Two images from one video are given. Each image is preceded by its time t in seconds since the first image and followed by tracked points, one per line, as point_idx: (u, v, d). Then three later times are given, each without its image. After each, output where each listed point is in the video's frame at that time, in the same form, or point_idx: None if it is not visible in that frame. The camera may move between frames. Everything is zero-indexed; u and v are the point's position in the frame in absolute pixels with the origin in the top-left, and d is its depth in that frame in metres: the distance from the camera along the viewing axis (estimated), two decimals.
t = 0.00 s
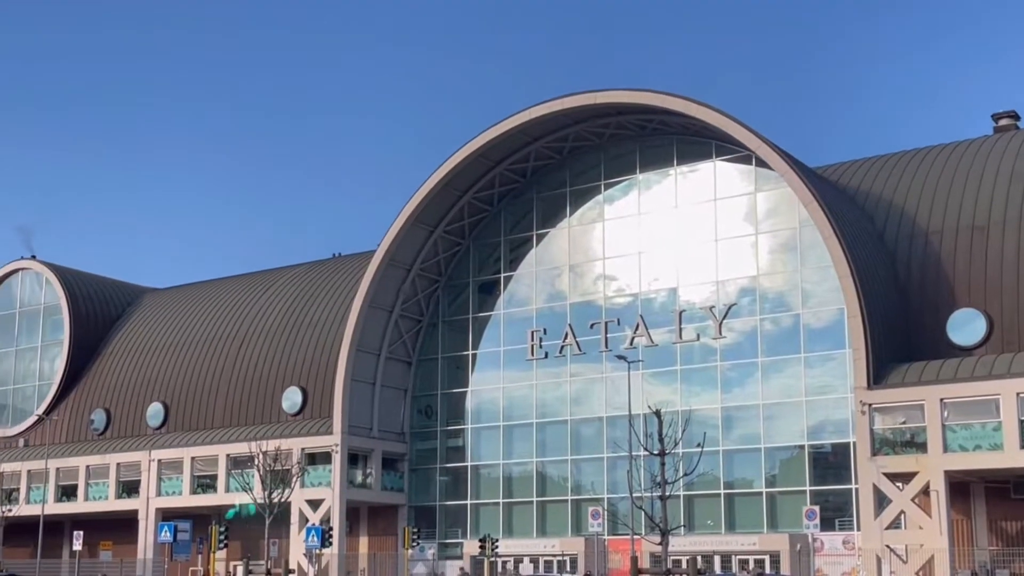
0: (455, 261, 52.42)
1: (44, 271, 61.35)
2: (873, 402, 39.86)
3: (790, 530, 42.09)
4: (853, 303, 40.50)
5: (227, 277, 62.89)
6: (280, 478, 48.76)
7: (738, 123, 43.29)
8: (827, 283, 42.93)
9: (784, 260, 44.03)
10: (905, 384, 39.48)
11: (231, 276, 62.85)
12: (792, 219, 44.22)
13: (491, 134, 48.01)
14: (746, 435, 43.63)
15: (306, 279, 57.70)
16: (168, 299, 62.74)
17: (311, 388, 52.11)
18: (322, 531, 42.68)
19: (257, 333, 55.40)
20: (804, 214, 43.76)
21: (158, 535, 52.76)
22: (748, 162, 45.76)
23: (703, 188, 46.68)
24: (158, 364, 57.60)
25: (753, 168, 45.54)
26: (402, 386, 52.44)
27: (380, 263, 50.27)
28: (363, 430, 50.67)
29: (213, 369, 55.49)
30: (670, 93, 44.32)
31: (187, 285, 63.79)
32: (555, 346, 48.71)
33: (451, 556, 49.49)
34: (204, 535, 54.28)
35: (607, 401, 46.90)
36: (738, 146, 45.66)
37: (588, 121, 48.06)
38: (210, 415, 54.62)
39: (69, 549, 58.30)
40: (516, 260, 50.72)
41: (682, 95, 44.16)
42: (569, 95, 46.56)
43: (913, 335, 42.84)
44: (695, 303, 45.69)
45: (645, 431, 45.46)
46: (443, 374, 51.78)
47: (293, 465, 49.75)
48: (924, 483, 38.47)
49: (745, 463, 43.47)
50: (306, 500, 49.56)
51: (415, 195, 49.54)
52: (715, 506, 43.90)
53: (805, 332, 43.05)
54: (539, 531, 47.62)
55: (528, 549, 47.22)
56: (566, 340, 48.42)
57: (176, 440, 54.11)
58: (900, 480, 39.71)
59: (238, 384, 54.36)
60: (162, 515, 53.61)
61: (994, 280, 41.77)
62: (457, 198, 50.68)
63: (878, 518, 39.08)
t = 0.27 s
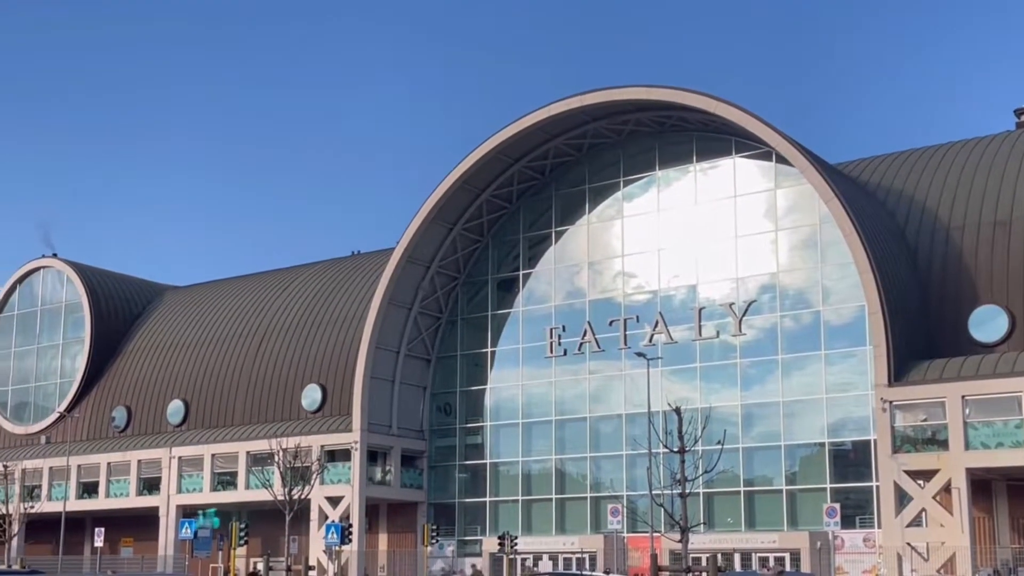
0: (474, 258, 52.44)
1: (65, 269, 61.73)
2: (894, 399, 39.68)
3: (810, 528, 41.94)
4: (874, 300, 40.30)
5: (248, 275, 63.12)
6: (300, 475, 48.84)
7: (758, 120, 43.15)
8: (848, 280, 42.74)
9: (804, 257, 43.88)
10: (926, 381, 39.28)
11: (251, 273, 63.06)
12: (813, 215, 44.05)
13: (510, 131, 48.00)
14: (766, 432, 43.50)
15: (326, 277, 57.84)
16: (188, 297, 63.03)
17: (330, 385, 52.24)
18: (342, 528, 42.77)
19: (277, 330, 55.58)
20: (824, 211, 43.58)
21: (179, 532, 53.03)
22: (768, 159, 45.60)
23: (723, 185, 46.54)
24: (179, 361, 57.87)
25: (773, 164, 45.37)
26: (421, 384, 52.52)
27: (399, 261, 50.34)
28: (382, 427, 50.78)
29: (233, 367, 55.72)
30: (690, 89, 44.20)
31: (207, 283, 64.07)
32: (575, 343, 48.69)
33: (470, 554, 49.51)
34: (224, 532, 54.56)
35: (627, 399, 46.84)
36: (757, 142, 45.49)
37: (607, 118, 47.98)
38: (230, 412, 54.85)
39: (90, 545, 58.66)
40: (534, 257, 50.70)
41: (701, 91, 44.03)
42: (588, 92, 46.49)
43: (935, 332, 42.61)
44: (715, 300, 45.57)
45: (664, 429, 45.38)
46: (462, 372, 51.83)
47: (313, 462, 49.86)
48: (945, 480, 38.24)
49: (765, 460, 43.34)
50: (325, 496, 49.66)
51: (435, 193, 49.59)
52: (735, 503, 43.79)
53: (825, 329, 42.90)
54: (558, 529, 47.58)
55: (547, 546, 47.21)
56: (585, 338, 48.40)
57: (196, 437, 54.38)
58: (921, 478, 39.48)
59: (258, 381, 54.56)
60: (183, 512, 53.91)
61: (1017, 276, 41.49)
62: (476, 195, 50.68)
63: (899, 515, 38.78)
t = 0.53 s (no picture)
0: (490, 256, 52.41)
1: (83, 268, 62.00)
2: (912, 397, 39.47)
3: (829, 526, 41.76)
4: (892, 297, 40.09)
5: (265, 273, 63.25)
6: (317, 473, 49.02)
7: (775, 117, 42.98)
8: (866, 277, 42.55)
9: (822, 254, 43.71)
10: (945, 379, 39.06)
11: (268, 271, 63.16)
12: (831, 213, 43.87)
13: (526, 129, 47.94)
14: (784, 431, 43.36)
15: (343, 275, 57.89)
16: (205, 295, 63.21)
17: (347, 383, 52.31)
18: (359, 526, 42.88)
19: (294, 328, 55.68)
20: (842, 208, 43.39)
21: (196, 529, 53.22)
22: (786, 156, 45.41)
23: (740, 182, 46.37)
24: (196, 359, 58.04)
25: (791, 162, 45.18)
26: (437, 381, 52.55)
27: (416, 259, 50.34)
28: (399, 425, 50.83)
29: (250, 364, 55.86)
30: (708, 86, 44.03)
31: (224, 281, 64.23)
32: (591, 341, 48.62)
33: (487, 551, 49.51)
34: (241, 530, 54.72)
35: (644, 397, 46.76)
36: (775, 139, 45.31)
37: (624, 115, 47.87)
38: (247, 410, 54.99)
39: (109, 542, 58.93)
40: (551, 255, 50.64)
41: (718, 88, 43.87)
42: (605, 89, 46.38)
43: (953, 329, 42.40)
44: (733, 298, 45.42)
45: (682, 427, 45.27)
46: (478, 370, 51.83)
47: (330, 460, 49.95)
48: (964, 478, 38.05)
49: (782, 458, 43.18)
50: (342, 494, 49.76)
51: (451, 190, 49.58)
52: (752, 501, 43.66)
53: (843, 327, 42.71)
54: (575, 527, 47.53)
55: (564, 544, 47.14)
56: (601, 336, 48.33)
57: (213, 435, 54.55)
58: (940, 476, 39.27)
59: (275, 379, 54.68)
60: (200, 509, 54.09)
61: None
62: (492, 193, 50.64)
63: (918, 514, 38.61)
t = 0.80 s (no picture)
0: (504, 254, 52.38)
1: (99, 266, 62.21)
2: (928, 396, 39.28)
3: (844, 525, 41.62)
4: (908, 295, 39.90)
5: (280, 271, 63.35)
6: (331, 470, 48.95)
7: (791, 114, 42.83)
8: (882, 275, 42.38)
9: (837, 252, 43.55)
10: (961, 378, 38.87)
11: (282, 269, 63.26)
12: (846, 210, 43.70)
13: (540, 127, 47.88)
14: (799, 429, 43.22)
15: (357, 273, 57.96)
16: (220, 293, 63.36)
17: (361, 381, 52.37)
18: (373, 523, 42.95)
19: (308, 326, 55.76)
20: (858, 206, 43.22)
21: (211, 527, 53.35)
22: (801, 153, 45.24)
23: (755, 180, 46.22)
24: (211, 357, 58.19)
25: (806, 159, 45.01)
26: (451, 379, 52.58)
27: (430, 257, 50.34)
28: (413, 423, 50.86)
29: (264, 362, 55.96)
30: (722, 84, 43.90)
31: (239, 279, 64.37)
32: (605, 340, 48.56)
33: (501, 549, 49.50)
34: (256, 527, 54.84)
35: (658, 395, 46.68)
36: (790, 137, 45.14)
37: (638, 113, 47.77)
38: (261, 408, 55.09)
39: (124, 540, 59.14)
40: (565, 253, 50.59)
41: (733, 86, 43.72)
42: (619, 86, 46.27)
43: (970, 328, 42.19)
44: (748, 296, 45.30)
45: (696, 425, 45.19)
46: (492, 368, 51.81)
47: (344, 458, 49.96)
48: (980, 477, 37.86)
49: (797, 457, 43.06)
50: (356, 492, 49.80)
51: (465, 188, 49.57)
52: (766, 500, 43.55)
53: (859, 325, 42.55)
54: (589, 525, 47.48)
55: (578, 543, 47.11)
56: (615, 334, 48.27)
57: (228, 432, 54.68)
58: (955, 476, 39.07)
59: (289, 377, 54.77)
60: (215, 507, 54.23)
61: None
62: (507, 190, 50.61)
63: (933, 513, 38.43)
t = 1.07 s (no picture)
0: (516, 253, 52.38)
1: (111, 265, 62.40)
2: (941, 395, 39.14)
3: (857, 525, 41.50)
4: (921, 293, 39.77)
5: (291, 270, 63.45)
6: (342, 468, 49.00)
7: (804, 113, 42.70)
8: (895, 274, 42.26)
9: (850, 251, 43.44)
10: (974, 377, 38.73)
11: (294, 268, 63.36)
12: (859, 209, 43.58)
13: (552, 125, 47.84)
14: (811, 428, 43.12)
15: (369, 271, 58.02)
16: (232, 292, 63.49)
17: (373, 379, 52.43)
18: (384, 522, 43.03)
19: (320, 324, 55.84)
20: (870, 204, 43.10)
21: (223, 525, 53.46)
22: (813, 152, 45.12)
23: (767, 178, 46.13)
24: (222, 355, 58.31)
25: (819, 157, 44.89)
26: (463, 378, 52.62)
27: (441, 255, 50.36)
28: (424, 421, 50.92)
29: (276, 361, 56.06)
30: (734, 82, 43.82)
31: (251, 277, 64.49)
32: (616, 338, 48.52)
33: (512, 548, 49.52)
34: (268, 525, 54.96)
35: (670, 393, 46.63)
36: (802, 135, 45.03)
37: (650, 111, 47.69)
38: (273, 406, 55.19)
39: (136, 538, 59.31)
40: (577, 252, 50.57)
41: (745, 84, 43.63)
42: (631, 85, 46.21)
43: (982, 327, 42.06)
44: (760, 294, 45.22)
45: (708, 424, 45.13)
46: (503, 366, 51.84)
47: (356, 456, 50.02)
48: (993, 477, 37.73)
49: (809, 456, 42.96)
50: (367, 490, 49.88)
51: (477, 187, 49.57)
52: (778, 499, 43.46)
53: (871, 324, 42.43)
54: (600, 524, 47.45)
55: (589, 541, 47.10)
56: (627, 333, 48.23)
57: (240, 431, 54.81)
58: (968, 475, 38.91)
59: (301, 375, 54.88)
60: (227, 504, 54.36)
61: None
62: (518, 189, 50.59)
63: (946, 513, 38.28)
